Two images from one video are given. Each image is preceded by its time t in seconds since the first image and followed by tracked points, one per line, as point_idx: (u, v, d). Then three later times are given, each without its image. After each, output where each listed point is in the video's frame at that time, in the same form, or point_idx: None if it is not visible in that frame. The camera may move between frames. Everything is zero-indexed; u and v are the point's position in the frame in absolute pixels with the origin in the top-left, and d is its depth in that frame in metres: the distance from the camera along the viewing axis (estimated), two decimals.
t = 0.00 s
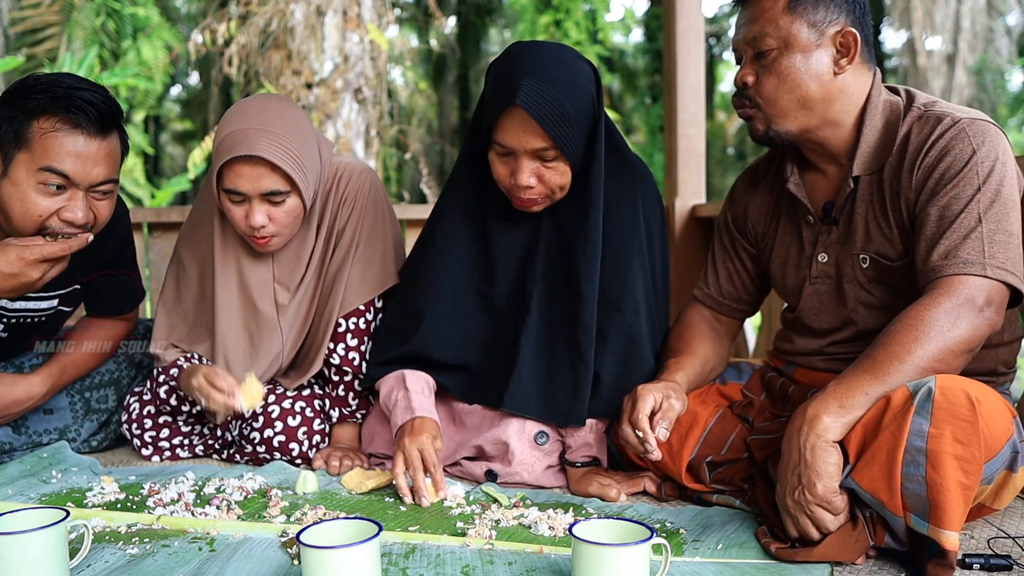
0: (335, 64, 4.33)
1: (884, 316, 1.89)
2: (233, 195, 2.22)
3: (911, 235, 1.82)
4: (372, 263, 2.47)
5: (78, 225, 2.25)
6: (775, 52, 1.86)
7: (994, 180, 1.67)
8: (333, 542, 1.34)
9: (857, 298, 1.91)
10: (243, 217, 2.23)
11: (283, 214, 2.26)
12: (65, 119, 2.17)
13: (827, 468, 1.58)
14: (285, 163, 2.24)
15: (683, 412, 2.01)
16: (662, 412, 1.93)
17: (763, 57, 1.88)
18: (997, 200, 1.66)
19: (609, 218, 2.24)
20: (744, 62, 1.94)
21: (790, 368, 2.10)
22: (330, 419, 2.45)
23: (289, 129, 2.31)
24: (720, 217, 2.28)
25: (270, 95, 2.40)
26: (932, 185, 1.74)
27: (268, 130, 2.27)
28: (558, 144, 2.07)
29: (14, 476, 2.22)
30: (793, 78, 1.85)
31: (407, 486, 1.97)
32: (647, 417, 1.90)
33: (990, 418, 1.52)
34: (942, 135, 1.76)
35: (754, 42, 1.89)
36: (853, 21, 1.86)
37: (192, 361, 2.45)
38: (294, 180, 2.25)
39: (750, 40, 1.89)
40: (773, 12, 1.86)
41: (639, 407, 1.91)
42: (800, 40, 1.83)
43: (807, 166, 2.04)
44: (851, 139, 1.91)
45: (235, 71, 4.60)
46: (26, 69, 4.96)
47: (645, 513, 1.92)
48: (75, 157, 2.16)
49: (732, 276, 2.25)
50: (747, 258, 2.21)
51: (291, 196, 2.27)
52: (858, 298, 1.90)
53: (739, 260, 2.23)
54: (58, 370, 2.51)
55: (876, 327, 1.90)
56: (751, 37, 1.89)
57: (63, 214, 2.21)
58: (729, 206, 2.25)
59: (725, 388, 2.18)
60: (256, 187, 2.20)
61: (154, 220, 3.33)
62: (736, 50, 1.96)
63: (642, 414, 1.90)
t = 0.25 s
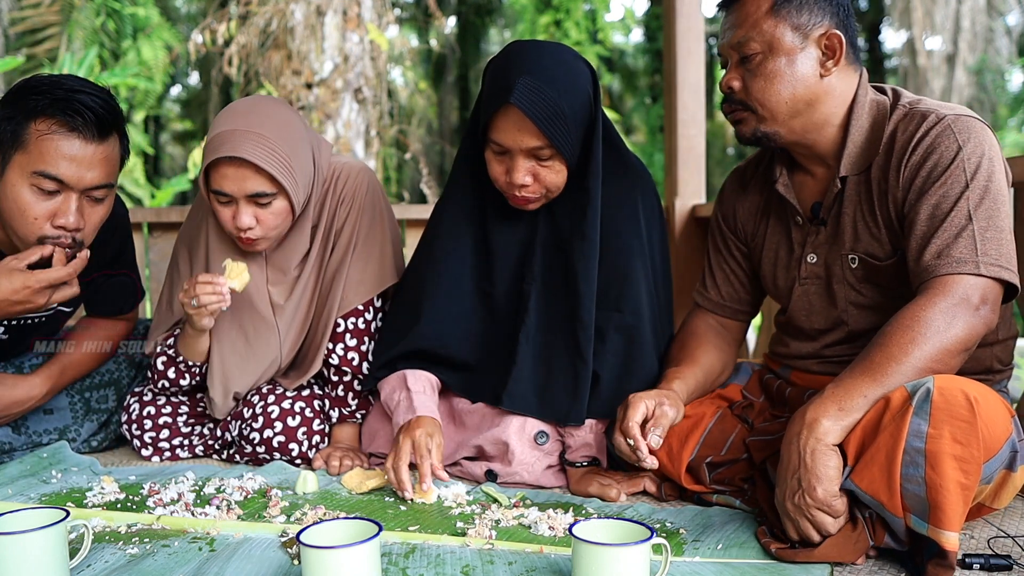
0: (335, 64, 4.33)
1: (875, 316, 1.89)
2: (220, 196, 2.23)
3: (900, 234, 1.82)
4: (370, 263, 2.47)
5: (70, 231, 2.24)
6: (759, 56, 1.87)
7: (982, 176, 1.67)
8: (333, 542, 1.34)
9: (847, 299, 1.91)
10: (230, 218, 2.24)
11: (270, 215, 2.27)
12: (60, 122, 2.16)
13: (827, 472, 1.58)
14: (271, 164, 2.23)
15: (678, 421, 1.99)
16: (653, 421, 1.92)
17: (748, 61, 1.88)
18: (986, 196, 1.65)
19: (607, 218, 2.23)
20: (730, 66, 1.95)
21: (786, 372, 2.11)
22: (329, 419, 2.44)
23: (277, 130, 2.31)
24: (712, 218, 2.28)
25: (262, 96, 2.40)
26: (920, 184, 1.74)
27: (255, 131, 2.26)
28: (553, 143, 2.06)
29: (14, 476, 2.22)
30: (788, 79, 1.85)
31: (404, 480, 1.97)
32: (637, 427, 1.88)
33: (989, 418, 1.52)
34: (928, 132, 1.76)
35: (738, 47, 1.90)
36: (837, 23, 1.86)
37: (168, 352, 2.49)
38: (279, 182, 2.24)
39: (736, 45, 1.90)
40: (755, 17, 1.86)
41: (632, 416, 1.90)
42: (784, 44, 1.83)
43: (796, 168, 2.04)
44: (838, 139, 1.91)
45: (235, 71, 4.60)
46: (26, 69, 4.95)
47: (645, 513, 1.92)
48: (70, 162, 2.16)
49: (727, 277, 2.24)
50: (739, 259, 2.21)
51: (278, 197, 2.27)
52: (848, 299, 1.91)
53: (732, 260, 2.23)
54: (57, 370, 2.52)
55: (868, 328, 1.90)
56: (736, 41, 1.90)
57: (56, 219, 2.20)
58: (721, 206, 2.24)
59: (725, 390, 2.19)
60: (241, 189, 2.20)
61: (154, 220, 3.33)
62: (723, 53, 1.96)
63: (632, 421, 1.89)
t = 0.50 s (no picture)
0: (335, 64, 4.33)
1: (876, 314, 1.89)
2: (205, 194, 2.26)
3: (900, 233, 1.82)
4: (365, 263, 2.47)
5: (86, 226, 2.25)
6: (761, 55, 1.86)
7: (982, 175, 1.67)
8: (333, 542, 1.34)
9: (847, 297, 1.91)
10: (216, 216, 2.27)
11: (255, 214, 2.28)
12: (70, 121, 2.16)
13: (828, 470, 1.59)
14: (253, 163, 2.24)
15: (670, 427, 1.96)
16: (644, 429, 1.89)
17: (750, 60, 1.88)
18: (986, 196, 1.65)
19: (604, 218, 2.23)
20: (731, 65, 1.94)
21: (786, 371, 2.11)
22: (328, 419, 2.44)
23: (264, 129, 2.31)
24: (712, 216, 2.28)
25: (251, 96, 2.41)
26: (921, 183, 1.74)
27: (240, 130, 2.27)
28: (548, 143, 2.06)
29: (14, 476, 2.22)
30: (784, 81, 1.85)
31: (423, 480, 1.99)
32: (628, 432, 1.86)
33: (990, 417, 1.52)
34: (928, 131, 1.76)
35: (739, 46, 1.89)
36: (837, 22, 1.86)
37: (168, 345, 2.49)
38: (263, 182, 2.25)
39: (737, 44, 1.89)
40: (756, 16, 1.86)
41: (623, 420, 1.88)
42: (785, 43, 1.83)
43: (796, 167, 2.04)
44: (839, 138, 1.91)
45: (235, 71, 4.59)
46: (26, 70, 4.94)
47: (645, 513, 1.92)
48: (82, 160, 2.17)
49: (727, 275, 2.24)
50: (739, 258, 2.21)
51: (262, 197, 2.28)
52: (848, 297, 1.91)
53: (732, 257, 2.22)
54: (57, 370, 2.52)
55: (868, 326, 1.91)
56: (738, 40, 1.89)
57: (70, 215, 2.21)
58: (721, 204, 2.24)
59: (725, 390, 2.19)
60: (226, 187, 2.22)
61: (154, 220, 3.33)
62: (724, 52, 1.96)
63: (623, 429, 1.86)
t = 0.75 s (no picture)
0: (335, 64, 4.33)
1: (880, 315, 1.89)
2: (197, 196, 2.27)
3: (906, 234, 1.82)
4: (361, 263, 2.47)
5: (92, 220, 2.26)
6: (770, 53, 1.86)
7: (990, 177, 1.67)
8: (333, 542, 1.34)
9: (853, 297, 1.91)
10: (206, 217, 2.28)
11: (246, 215, 2.28)
12: (80, 118, 2.16)
13: (828, 468, 1.58)
14: (241, 165, 2.24)
15: (670, 430, 1.96)
16: (642, 432, 1.89)
17: (758, 58, 1.88)
18: (993, 199, 1.66)
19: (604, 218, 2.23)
20: (740, 63, 1.94)
21: (787, 370, 2.11)
22: (328, 419, 2.45)
23: (254, 131, 2.32)
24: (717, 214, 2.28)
25: (244, 98, 2.42)
26: (928, 184, 1.74)
27: (230, 132, 2.28)
28: (547, 142, 2.06)
29: (13, 476, 2.21)
30: (785, 80, 1.85)
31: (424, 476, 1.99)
32: (626, 434, 1.86)
33: (991, 417, 1.52)
34: (937, 132, 1.76)
35: (749, 43, 1.89)
36: (847, 21, 1.85)
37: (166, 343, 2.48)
38: (252, 183, 2.25)
39: (746, 42, 1.89)
40: (766, 14, 1.85)
41: (622, 423, 1.88)
42: (795, 40, 1.83)
43: (803, 166, 2.04)
44: (847, 137, 1.91)
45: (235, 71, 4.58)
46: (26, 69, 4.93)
47: (645, 513, 1.92)
48: (93, 156, 2.17)
49: (732, 273, 2.24)
50: (744, 257, 2.21)
51: (253, 198, 2.28)
52: (853, 297, 1.90)
53: (736, 255, 2.22)
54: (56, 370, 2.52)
55: (872, 326, 1.91)
56: (747, 38, 1.89)
57: (78, 208, 2.21)
58: (727, 202, 2.24)
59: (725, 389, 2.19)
60: (216, 189, 2.23)
61: (154, 220, 3.33)
62: (732, 50, 1.96)
63: (622, 432, 1.86)
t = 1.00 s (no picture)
0: (335, 64, 4.33)
1: (884, 316, 1.89)
2: (196, 201, 2.28)
3: (911, 235, 1.82)
4: (361, 263, 2.47)
5: (92, 206, 2.26)
6: (777, 54, 1.86)
7: (995, 180, 1.67)
8: (333, 542, 1.34)
9: (857, 298, 1.91)
10: (205, 221, 2.29)
11: (245, 219, 2.29)
12: (80, 105, 2.16)
13: (828, 467, 1.58)
14: (237, 169, 2.24)
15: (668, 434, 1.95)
16: (641, 435, 1.88)
17: (766, 58, 1.88)
18: (998, 202, 1.66)
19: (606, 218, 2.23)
20: (746, 63, 1.94)
21: (789, 369, 2.11)
22: (328, 419, 2.45)
23: (250, 135, 2.31)
24: (720, 213, 2.28)
25: (241, 100, 2.41)
26: (933, 185, 1.74)
27: (227, 137, 2.27)
28: (548, 142, 2.06)
29: (13, 476, 2.21)
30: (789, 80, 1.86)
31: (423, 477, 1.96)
32: (625, 438, 1.86)
33: (991, 417, 1.52)
34: (943, 134, 1.76)
35: (755, 43, 1.89)
36: (855, 22, 1.85)
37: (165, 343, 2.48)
38: (249, 188, 2.25)
39: (753, 41, 1.89)
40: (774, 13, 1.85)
41: (621, 427, 1.87)
42: (802, 42, 1.83)
43: (809, 166, 2.04)
44: (853, 138, 1.91)
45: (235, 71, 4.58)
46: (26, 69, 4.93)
47: (645, 513, 1.92)
48: (92, 144, 2.17)
49: (734, 271, 2.23)
50: (746, 255, 2.21)
51: (250, 202, 2.28)
52: (858, 298, 1.90)
53: (739, 253, 2.22)
54: (57, 369, 2.52)
55: (876, 327, 1.91)
56: (754, 37, 1.88)
57: (77, 195, 2.21)
58: (732, 200, 2.24)
59: (725, 389, 2.19)
60: (213, 194, 2.24)
61: (154, 220, 3.33)
62: (739, 50, 1.95)
63: (620, 436, 1.85)
